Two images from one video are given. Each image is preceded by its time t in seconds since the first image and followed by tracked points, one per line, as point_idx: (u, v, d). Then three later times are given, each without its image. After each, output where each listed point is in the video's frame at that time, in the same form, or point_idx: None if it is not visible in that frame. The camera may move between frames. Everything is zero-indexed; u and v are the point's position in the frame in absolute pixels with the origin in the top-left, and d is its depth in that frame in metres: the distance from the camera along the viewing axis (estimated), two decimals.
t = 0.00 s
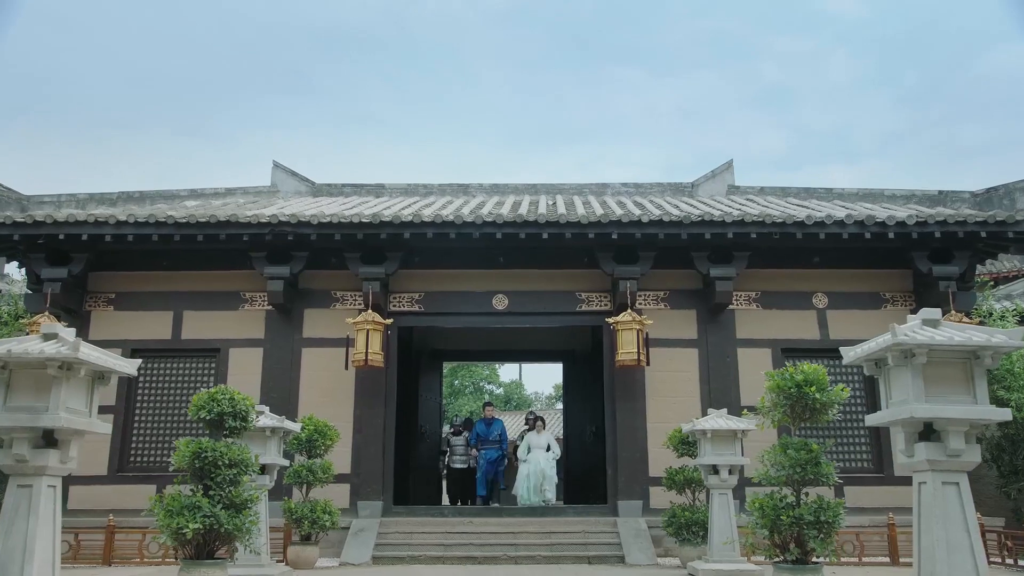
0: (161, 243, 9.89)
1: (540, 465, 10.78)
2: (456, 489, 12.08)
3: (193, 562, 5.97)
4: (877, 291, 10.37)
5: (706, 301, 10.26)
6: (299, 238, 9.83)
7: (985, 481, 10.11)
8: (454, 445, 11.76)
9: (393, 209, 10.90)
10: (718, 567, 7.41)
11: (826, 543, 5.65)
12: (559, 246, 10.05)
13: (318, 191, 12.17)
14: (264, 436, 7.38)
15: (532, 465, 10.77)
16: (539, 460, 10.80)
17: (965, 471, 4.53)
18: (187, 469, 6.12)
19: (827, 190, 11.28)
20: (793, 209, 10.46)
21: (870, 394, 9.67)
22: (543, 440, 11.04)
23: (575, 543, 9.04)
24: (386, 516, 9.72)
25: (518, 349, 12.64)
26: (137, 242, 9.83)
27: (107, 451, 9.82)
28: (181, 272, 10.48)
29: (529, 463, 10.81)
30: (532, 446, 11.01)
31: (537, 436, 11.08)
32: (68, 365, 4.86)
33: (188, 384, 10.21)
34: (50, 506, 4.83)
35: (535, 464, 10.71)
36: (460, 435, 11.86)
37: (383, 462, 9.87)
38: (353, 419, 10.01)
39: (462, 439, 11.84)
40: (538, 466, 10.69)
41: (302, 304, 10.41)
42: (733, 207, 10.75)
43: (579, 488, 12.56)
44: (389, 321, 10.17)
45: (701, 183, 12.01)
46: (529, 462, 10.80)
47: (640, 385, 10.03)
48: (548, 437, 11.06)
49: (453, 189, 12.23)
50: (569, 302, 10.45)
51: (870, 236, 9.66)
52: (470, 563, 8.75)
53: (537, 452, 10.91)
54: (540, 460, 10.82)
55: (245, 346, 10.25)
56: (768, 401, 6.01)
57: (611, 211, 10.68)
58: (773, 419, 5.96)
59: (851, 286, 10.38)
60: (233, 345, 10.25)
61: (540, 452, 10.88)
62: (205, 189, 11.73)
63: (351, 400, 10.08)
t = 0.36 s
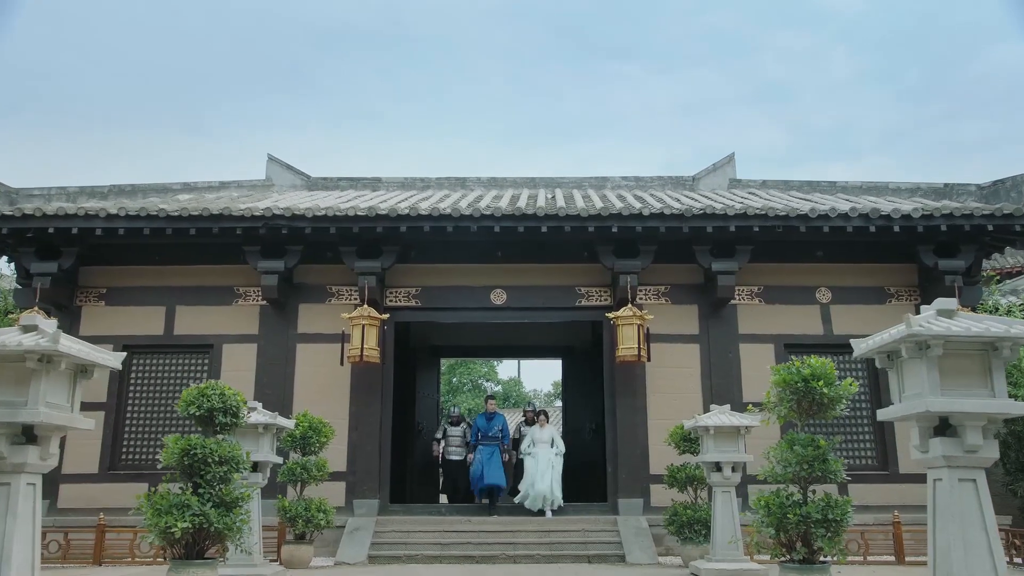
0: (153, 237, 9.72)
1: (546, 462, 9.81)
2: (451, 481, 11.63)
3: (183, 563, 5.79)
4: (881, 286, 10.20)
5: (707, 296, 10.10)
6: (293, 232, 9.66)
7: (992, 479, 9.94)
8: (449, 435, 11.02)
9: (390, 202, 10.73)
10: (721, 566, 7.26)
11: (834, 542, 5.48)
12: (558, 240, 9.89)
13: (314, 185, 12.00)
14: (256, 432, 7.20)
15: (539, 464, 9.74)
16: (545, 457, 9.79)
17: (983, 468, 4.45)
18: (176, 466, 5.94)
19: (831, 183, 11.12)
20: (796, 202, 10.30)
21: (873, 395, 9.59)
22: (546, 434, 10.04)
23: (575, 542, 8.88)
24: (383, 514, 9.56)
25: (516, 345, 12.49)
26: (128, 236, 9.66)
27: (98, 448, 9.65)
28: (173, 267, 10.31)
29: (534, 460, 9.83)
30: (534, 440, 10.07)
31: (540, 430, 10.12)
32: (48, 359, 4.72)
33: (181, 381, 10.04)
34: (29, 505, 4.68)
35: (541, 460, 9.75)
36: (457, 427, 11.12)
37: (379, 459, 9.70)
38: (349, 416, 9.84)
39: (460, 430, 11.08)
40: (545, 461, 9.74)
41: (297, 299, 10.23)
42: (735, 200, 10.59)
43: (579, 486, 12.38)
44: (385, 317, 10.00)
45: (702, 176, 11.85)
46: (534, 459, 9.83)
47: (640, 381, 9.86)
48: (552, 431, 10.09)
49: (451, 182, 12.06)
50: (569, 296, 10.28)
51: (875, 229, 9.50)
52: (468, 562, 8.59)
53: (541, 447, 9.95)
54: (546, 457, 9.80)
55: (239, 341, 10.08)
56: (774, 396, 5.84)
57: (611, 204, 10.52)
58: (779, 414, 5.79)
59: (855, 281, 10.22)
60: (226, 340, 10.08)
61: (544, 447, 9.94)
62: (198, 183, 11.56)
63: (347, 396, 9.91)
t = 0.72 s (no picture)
0: (144, 233, 9.54)
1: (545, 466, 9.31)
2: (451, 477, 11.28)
3: (171, 564, 5.61)
4: (885, 281, 10.04)
5: (709, 292, 9.93)
6: (288, 227, 9.49)
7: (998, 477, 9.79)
8: (446, 430, 10.52)
9: (386, 197, 10.56)
10: (724, 566, 7.10)
11: (842, 542, 5.31)
12: (557, 235, 9.72)
13: (309, 180, 11.82)
14: (249, 430, 7.03)
15: (537, 468, 9.21)
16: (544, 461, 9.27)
17: (1001, 465, 4.36)
18: (165, 465, 5.76)
19: (834, 178, 10.96)
20: (799, 196, 10.14)
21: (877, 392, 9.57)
22: (545, 436, 9.48)
23: (575, 542, 8.71)
24: (379, 514, 9.39)
25: (515, 341, 12.33)
26: (119, 231, 9.48)
27: (89, 448, 9.48)
28: (165, 263, 10.13)
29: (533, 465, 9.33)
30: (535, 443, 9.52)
31: (539, 432, 9.55)
32: (27, 353, 4.64)
33: (174, 378, 9.86)
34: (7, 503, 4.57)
35: (539, 465, 9.24)
36: (456, 422, 10.60)
37: (376, 458, 9.53)
38: (344, 414, 9.67)
39: (458, 426, 10.55)
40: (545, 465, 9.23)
41: (291, 295, 10.06)
42: (737, 195, 10.43)
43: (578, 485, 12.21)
44: (381, 313, 9.83)
45: (704, 171, 11.68)
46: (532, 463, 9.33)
47: (641, 378, 9.70)
48: (553, 431, 9.48)
49: (448, 177, 11.89)
50: (568, 292, 10.11)
51: (879, 224, 9.34)
52: (466, 563, 8.42)
53: (541, 450, 9.42)
54: (544, 460, 9.28)
55: (232, 339, 9.90)
56: (779, 392, 5.68)
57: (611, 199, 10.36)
58: (785, 410, 5.62)
59: (859, 276, 10.06)
60: (220, 338, 9.90)
61: (543, 450, 9.39)
62: (192, 178, 11.38)
63: (342, 394, 9.73)
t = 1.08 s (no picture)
0: (136, 226, 9.36)
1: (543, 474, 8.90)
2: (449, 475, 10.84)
3: (159, 565, 5.43)
4: (891, 276, 9.87)
5: (711, 286, 9.77)
6: (282, 221, 9.31)
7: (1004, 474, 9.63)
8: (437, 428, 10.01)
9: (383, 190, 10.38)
10: (728, 566, 6.94)
11: (851, 540, 5.14)
12: (557, 229, 9.55)
13: (304, 173, 11.64)
14: (241, 427, 6.85)
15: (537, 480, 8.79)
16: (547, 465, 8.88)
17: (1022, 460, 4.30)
18: (153, 462, 5.58)
19: (838, 171, 10.79)
20: (802, 189, 9.97)
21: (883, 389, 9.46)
22: (546, 438, 9.11)
23: (575, 540, 8.54)
24: (376, 512, 9.22)
25: (514, 337, 12.16)
26: (110, 225, 9.30)
27: (80, 445, 9.31)
28: (158, 257, 9.95)
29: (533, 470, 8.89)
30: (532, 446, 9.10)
31: (539, 433, 9.14)
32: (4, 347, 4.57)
33: (166, 375, 9.69)
34: None
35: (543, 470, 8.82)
36: (447, 419, 10.10)
37: (372, 455, 9.36)
38: (340, 411, 9.50)
39: (450, 422, 10.05)
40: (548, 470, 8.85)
41: (286, 290, 9.89)
42: (739, 188, 10.26)
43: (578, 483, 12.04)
44: (378, 308, 9.65)
45: (705, 164, 11.51)
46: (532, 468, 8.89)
47: (641, 374, 9.53)
48: (551, 434, 9.17)
49: (446, 171, 11.71)
50: (568, 287, 9.94)
51: (885, 217, 9.18)
52: (464, 562, 8.26)
53: (541, 453, 9.04)
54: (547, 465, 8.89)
55: (226, 334, 9.72)
56: (786, 386, 5.50)
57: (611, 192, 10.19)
58: (792, 405, 5.45)
59: (863, 271, 9.89)
60: (213, 333, 9.73)
61: (545, 453, 9.00)
62: (185, 171, 11.20)
63: (338, 390, 9.56)
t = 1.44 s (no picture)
0: (129, 220, 9.18)
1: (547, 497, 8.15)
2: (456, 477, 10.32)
3: (148, 565, 5.26)
4: (898, 269, 9.70)
5: (715, 280, 9.59)
6: (278, 214, 9.14)
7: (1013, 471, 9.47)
8: (427, 422, 9.66)
9: (381, 183, 10.20)
10: (734, 565, 6.78)
11: (864, 539, 4.97)
12: (558, 221, 9.37)
13: (301, 167, 11.46)
14: (235, 424, 6.67)
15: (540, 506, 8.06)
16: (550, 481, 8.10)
17: None
18: (142, 459, 5.41)
19: (844, 163, 10.62)
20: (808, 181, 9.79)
21: (892, 385, 9.33)
22: (545, 453, 8.28)
23: (577, 539, 8.37)
24: (374, 511, 9.06)
25: (513, 332, 11.94)
26: (103, 218, 9.12)
27: (73, 443, 9.14)
28: (152, 251, 9.77)
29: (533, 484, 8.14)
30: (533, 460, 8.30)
31: (538, 447, 8.32)
32: None
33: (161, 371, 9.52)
34: None
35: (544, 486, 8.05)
36: (437, 411, 9.73)
37: (370, 453, 9.19)
38: (338, 407, 9.33)
39: (440, 414, 9.68)
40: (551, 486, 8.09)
41: (283, 284, 9.71)
42: (743, 180, 10.08)
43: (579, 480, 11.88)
44: (376, 303, 9.48)
45: (708, 157, 11.33)
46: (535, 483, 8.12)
47: (645, 370, 9.36)
48: (552, 448, 8.35)
49: (445, 163, 11.52)
50: (570, 281, 9.77)
51: (892, 209, 9.00)
52: (464, 561, 8.10)
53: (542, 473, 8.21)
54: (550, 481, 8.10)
55: (222, 330, 9.55)
56: (795, 379, 5.33)
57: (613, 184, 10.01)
58: (802, 400, 5.28)
59: (870, 265, 9.72)
60: (208, 329, 9.55)
61: (544, 469, 8.19)
62: (180, 164, 11.02)
63: (336, 386, 9.39)
